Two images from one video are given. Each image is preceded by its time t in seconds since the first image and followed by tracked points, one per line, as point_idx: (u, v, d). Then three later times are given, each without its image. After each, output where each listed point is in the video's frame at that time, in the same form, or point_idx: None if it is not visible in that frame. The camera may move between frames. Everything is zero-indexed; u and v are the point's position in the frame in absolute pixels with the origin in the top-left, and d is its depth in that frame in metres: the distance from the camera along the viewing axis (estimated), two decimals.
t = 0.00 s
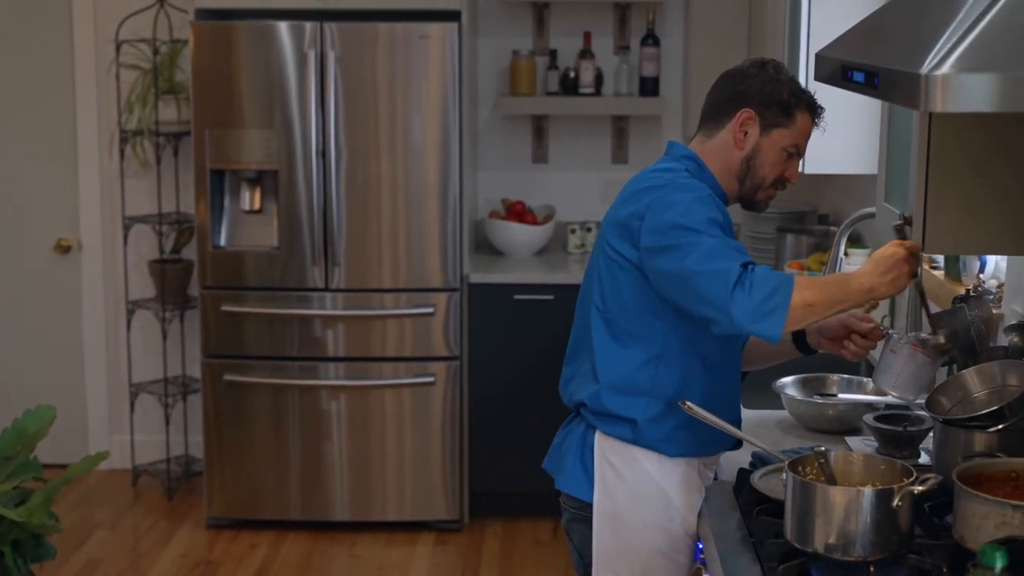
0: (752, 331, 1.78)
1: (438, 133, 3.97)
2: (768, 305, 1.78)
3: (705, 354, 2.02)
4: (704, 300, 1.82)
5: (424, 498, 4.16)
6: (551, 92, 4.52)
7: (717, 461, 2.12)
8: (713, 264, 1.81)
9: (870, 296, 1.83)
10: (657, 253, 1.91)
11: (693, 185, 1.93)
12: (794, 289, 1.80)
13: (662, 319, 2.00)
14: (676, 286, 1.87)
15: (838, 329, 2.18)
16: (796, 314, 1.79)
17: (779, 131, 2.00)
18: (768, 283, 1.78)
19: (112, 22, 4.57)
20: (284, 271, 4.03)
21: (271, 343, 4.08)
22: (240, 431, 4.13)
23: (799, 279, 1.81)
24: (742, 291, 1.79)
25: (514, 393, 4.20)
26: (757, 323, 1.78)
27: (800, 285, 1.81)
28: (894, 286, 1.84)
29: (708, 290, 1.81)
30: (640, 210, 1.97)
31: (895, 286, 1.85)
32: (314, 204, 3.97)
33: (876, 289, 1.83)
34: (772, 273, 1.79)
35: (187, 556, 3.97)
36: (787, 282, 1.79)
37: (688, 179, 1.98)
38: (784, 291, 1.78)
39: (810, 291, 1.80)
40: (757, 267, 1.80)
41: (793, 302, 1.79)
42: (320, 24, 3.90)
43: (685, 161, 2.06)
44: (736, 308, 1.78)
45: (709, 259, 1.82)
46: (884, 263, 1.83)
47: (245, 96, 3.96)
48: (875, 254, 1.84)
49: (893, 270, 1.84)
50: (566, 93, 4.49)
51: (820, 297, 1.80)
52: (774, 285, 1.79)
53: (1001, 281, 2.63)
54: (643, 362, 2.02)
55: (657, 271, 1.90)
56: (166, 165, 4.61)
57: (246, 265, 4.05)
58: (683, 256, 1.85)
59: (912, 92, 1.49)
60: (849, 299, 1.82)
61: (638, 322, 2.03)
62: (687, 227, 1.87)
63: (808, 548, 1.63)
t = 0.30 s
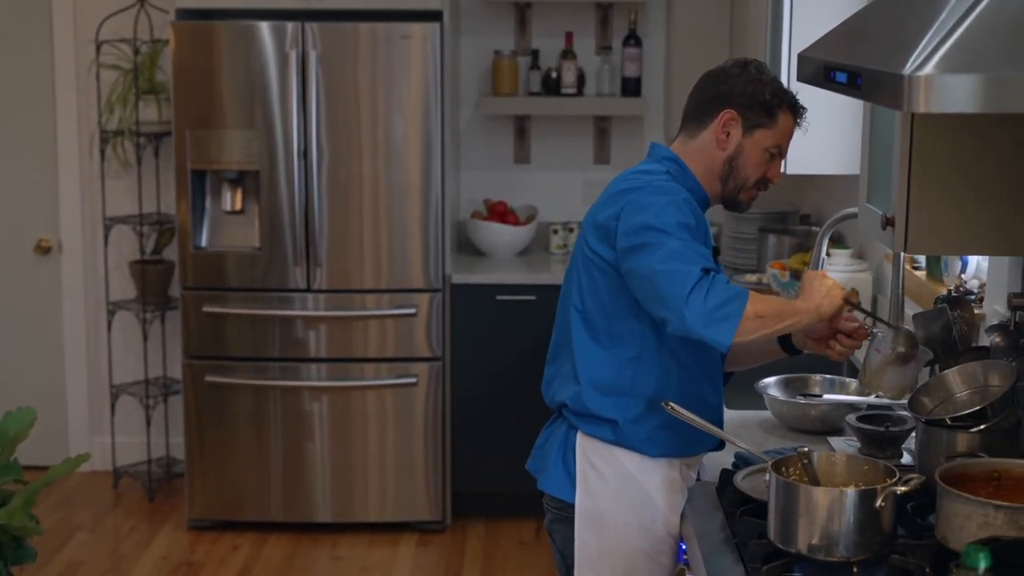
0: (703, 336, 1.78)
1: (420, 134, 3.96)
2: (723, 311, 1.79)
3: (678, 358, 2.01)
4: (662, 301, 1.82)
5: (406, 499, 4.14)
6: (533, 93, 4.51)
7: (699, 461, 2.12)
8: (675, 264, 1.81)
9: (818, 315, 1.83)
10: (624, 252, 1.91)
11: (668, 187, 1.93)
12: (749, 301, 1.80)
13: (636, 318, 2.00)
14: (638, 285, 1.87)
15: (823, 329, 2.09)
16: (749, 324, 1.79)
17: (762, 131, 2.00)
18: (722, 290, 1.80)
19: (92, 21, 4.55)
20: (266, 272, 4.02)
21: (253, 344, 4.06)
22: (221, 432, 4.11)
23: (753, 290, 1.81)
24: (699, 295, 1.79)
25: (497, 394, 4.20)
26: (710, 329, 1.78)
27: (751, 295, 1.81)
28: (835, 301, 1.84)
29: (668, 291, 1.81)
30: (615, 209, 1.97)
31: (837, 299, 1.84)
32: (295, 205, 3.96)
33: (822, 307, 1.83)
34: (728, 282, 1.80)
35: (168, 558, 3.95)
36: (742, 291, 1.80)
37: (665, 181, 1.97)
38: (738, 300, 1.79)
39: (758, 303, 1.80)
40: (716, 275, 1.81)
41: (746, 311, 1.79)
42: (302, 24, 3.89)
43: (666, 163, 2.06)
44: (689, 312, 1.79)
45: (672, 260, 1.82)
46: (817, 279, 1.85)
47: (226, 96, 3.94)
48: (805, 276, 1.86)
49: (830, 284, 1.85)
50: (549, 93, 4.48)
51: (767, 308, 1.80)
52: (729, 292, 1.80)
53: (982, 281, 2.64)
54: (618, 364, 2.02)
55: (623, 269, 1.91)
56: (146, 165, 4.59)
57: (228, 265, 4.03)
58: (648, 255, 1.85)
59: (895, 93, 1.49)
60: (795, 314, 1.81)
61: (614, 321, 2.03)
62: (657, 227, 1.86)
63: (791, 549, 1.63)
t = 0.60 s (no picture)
0: (708, 347, 1.78)
1: (416, 137, 3.96)
2: (727, 322, 1.78)
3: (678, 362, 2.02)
4: (665, 313, 1.82)
5: (403, 503, 4.14)
6: (529, 95, 4.51)
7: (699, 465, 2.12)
8: (677, 276, 1.81)
9: (827, 316, 1.82)
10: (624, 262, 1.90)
11: (667, 195, 1.92)
12: (754, 309, 1.79)
13: (638, 324, 2.01)
14: (641, 295, 1.86)
15: (824, 338, 2.16)
16: (754, 332, 1.79)
17: (761, 136, 2.00)
18: (727, 300, 1.79)
19: (88, 24, 4.54)
20: (262, 275, 4.01)
21: (249, 348, 4.06)
22: (218, 435, 4.11)
23: (757, 297, 1.80)
24: (701, 306, 1.78)
25: (494, 397, 4.20)
26: (714, 339, 1.78)
27: (757, 302, 1.80)
28: (849, 300, 1.82)
29: (670, 303, 1.80)
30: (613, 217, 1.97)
31: (851, 299, 1.82)
32: (292, 208, 3.96)
33: (832, 309, 1.81)
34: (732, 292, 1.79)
35: (165, 561, 3.94)
36: (746, 299, 1.79)
37: (665, 187, 1.97)
38: (742, 309, 1.78)
39: (765, 310, 1.80)
40: (719, 285, 1.80)
41: (750, 320, 1.79)
42: (298, 27, 3.89)
43: (666, 167, 2.06)
44: (694, 325, 1.78)
45: (673, 272, 1.81)
46: (834, 278, 1.82)
47: (222, 99, 3.94)
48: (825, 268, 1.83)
49: (846, 284, 1.82)
50: (545, 96, 4.48)
51: (774, 315, 1.79)
52: (732, 302, 1.79)
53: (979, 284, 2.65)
54: (619, 369, 2.03)
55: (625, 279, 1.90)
56: (142, 168, 4.59)
57: (224, 268, 4.02)
58: (649, 266, 1.85)
59: (894, 99, 1.50)
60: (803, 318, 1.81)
61: (614, 326, 2.03)
62: (658, 237, 1.86)
63: (791, 554, 1.63)
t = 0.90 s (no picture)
0: (761, 352, 1.78)
1: (413, 139, 3.96)
2: (778, 327, 1.78)
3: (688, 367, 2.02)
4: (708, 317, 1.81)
5: (400, 505, 4.14)
6: (525, 96, 4.51)
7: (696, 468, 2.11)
8: (719, 281, 1.81)
9: (888, 344, 1.80)
10: (651, 268, 1.89)
11: (680, 201, 1.92)
12: (808, 320, 1.78)
13: (647, 329, 1.99)
14: (675, 301, 1.86)
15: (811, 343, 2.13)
16: (807, 344, 1.78)
17: (758, 139, 2.00)
18: (780, 305, 1.78)
19: (84, 26, 4.54)
20: (258, 277, 4.01)
21: (246, 349, 4.06)
22: (215, 437, 4.11)
23: (812, 307, 1.79)
24: (751, 311, 1.78)
25: (491, 399, 4.20)
26: (768, 343, 1.78)
27: (813, 316, 1.79)
28: (918, 339, 1.80)
29: (713, 307, 1.80)
30: (626, 224, 1.95)
31: (918, 339, 1.80)
32: (288, 210, 3.96)
33: (892, 338, 1.80)
34: (784, 297, 1.79)
35: (162, 564, 3.94)
36: (800, 306, 1.78)
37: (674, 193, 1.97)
38: (797, 317, 1.78)
39: (826, 323, 1.79)
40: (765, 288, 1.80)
41: (805, 329, 1.78)
42: (294, 29, 3.89)
43: (666, 171, 2.06)
44: (746, 330, 1.78)
45: (713, 277, 1.81)
46: (909, 315, 1.80)
47: (218, 100, 3.94)
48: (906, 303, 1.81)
49: (918, 324, 1.80)
50: (541, 97, 4.48)
51: (834, 331, 1.78)
52: (786, 308, 1.78)
53: (975, 286, 2.65)
54: (623, 374, 2.01)
55: (654, 284, 1.89)
56: (139, 171, 4.59)
57: (220, 271, 4.02)
58: (687, 272, 1.84)
59: (888, 104, 1.50)
60: (864, 342, 1.80)
61: (616, 332, 2.02)
62: (688, 243, 1.86)
63: (786, 557, 1.63)
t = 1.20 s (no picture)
0: (766, 346, 1.79)
1: (397, 137, 3.95)
2: (782, 324, 1.80)
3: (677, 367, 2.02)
4: (712, 310, 1.82)
5: (383, 504, 4.13)
6: (509, 95, 4.51)
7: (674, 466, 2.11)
8: (722, 273, 1.82)
9: (882, 367, 1.86)
10: (649, 261, 1.89)
11: (672, 197, 1.93)
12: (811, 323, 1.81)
13: (635, 325, 1.99)
14: (675, 293, 1.86)
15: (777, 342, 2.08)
16: (811, 345, 1.81)
17: (739, 138, 2.00)
18: (785, 301, 1.80)
19: (66, 24, 4.51)
20: (241, 275, 4.00)
21: (228, 348, 4.04)
22: (197, 436, 4.09)
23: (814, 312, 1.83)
24: (757, 305, 1.80)
25: (473, 398, 4.19)
26: (772, 338, 1.80)
27: (815, 321, 1.82)
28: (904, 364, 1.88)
29: (718, 300, 1.81)
30: (619, 218, 1.95)
31: (904, 362, 1.87)
32: (270, 209, 3.94)
33: (886, 360, 1.86)
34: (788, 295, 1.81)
35: (144, 563, 3.92)
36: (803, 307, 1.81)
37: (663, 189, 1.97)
38: (801, 316, 1.81)
39: (825, 330, 1.83)
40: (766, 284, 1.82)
41: (808, 330, 1.81)
42: (276, 27, 3.87)
43: (650, 168, 2.05)
44: (752, 323, 1.79)
45: (715, 270, 1.83)
46: (891, 339, 1.88)
47: (200, 98, 3.93)
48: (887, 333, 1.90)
49: (901, 347, 1.88)
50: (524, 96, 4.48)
51: (834, 338, 1.83)
52: (789, 306, 1.80)
53: (955, 283, 2.65)
54: (609, 370, 2.00)
55: (650, 279, 1.89)
56: (121, 170, 4.57)
57: (203, 269, 4.01)
58: (688, 265, 1.85)
59: (860, 99, 1.50)
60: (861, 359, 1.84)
61: (603, 328, 2.01)
62: (686, 238, 1.87)
63: (762, 554, 1.63)
